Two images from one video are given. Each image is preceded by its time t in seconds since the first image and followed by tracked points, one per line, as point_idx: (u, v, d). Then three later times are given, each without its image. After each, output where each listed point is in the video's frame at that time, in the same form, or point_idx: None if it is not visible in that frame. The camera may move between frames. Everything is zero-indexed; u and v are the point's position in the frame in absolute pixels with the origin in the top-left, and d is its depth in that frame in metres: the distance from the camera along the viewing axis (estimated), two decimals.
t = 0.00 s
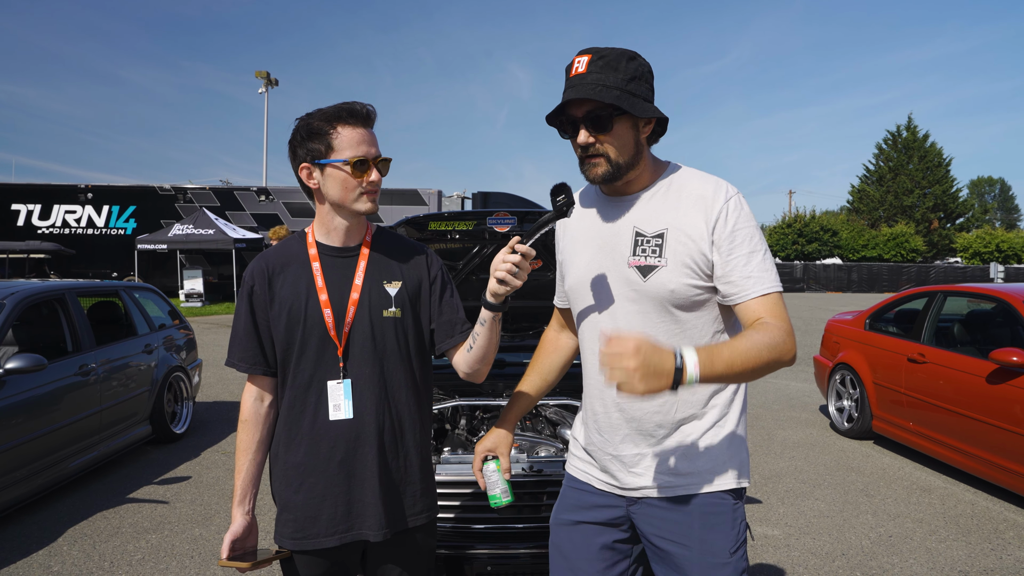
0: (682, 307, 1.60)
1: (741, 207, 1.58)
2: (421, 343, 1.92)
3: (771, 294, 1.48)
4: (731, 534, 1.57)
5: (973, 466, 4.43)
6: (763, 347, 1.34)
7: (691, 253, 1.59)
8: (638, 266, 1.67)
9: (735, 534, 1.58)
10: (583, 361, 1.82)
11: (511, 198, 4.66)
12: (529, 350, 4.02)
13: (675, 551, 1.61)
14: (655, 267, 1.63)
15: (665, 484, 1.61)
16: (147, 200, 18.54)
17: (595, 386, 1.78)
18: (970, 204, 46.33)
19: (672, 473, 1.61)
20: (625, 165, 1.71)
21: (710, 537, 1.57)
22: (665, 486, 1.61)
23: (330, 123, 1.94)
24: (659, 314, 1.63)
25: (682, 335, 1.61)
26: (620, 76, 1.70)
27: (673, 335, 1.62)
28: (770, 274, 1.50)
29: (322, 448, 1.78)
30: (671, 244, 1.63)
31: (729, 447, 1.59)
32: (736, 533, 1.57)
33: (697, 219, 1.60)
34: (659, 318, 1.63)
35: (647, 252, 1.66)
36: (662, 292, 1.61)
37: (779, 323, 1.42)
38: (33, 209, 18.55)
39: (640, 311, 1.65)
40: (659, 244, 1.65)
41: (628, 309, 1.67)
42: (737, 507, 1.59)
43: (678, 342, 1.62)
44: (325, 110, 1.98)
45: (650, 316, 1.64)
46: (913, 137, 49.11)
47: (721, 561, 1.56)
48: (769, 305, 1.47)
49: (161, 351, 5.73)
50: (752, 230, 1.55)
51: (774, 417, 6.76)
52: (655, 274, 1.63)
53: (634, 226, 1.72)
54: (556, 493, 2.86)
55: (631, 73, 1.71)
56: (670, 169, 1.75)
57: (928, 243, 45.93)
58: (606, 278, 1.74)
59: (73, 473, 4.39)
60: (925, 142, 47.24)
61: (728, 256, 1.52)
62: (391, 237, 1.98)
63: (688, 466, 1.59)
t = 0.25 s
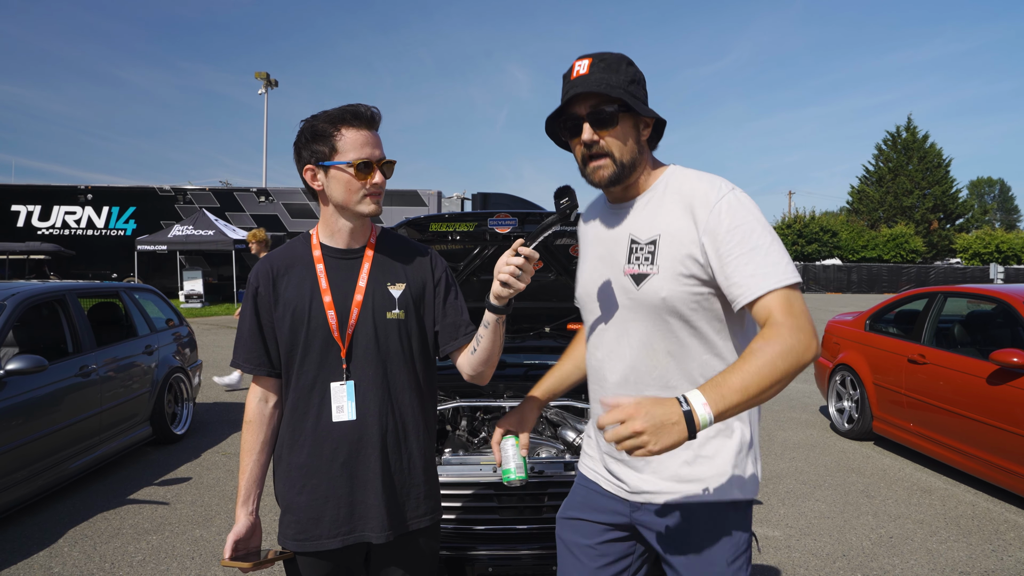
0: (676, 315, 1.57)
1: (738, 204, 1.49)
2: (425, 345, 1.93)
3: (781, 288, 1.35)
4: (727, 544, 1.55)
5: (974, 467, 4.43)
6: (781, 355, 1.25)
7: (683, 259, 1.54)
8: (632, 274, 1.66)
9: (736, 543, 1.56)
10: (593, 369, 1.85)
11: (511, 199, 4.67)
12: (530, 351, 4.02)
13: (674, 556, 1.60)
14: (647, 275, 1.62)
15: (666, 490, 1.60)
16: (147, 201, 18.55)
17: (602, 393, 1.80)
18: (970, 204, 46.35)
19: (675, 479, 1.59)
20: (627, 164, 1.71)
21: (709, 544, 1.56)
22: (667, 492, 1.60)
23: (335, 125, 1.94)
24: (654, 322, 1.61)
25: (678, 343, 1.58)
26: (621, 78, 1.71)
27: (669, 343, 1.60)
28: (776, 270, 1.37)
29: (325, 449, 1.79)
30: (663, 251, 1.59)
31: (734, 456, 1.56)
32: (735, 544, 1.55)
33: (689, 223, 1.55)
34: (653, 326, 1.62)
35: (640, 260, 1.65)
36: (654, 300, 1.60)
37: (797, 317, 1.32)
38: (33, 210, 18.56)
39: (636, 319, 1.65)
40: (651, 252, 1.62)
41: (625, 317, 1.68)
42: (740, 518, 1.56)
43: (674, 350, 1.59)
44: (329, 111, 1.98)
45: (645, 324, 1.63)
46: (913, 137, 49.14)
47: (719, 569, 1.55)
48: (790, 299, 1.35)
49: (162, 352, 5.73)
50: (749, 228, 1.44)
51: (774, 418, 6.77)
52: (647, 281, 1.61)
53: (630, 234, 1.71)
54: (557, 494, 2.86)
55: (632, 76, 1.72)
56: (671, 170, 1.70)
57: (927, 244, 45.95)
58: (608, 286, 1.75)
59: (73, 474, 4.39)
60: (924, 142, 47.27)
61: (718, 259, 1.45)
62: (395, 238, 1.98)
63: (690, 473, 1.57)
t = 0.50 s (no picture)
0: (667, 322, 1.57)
1: (725, 211, 1.47)
2: (429, 348, 1.93)
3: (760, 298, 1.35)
4: (724, 559, 1.53)
5: (974, 469, 4.43)
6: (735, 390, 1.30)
7: (673, 266, 1.54)
8: (629, 281, 1.67)
9: (734, 557, 1.53)
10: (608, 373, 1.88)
11: (511, 201, 4.67)
12: (531, 353, 4.02)
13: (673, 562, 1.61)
14: (641, 281, 1.63)
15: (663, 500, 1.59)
16: (146, 202, 18.56)
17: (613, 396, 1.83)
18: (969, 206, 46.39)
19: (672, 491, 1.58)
20: (628, 176, 1.73)
21: (704, 555, 1.54)
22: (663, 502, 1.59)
23: (340, 127, 1.95)
24: (648, 328, 1.62)
25: (670, 350, 1.58)
26: (620, 90, 1.69)
27: (662, 350, 1.60)
28: (756, 282, 1.36)
29: (328, 451, 1.79)
30: (655, 258, 1.59)
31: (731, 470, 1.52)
32: (729, 559, 1.52)
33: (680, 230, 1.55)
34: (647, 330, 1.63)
35: (636, 267, 1.66)
36: (646, 304, 1.61)
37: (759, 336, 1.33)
38: (33, 211, 18.56)
39: (634, 325, 1.67)
40: (645, 258, 1.63)
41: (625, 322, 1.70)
42: (736, 532, 1.53)
43: (667, 357, 1.59)
44: (335, 113, 1.98)
45: (641, 330, 1.64)
46: (912, 140, 49.19)
47: None
48: (762, 313, 1.34)
49: (162, 353, 5.73)
50: (732, 237, 1.43)
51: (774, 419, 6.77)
52: (641, 288, 1.63)
53: (629, 240, 1.72)
54: (558, 496, 2.86)
55: (631, 87, 1.70)
56: (674, 175, 1.69)
57: (927, 246, 45.97)
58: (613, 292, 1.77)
59: (73, 475, 4.39)
60: (923, 144, 47.32)
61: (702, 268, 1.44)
62: (400, 239, 1.99)
63: (685, 486, 1.55)
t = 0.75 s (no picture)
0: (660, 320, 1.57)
1: (718, 213, 1.45)
2: (431, 349, 1.93)
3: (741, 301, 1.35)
4: (724, 555, 1.53)
5: (973, 468, 4.44)
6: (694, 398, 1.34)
7: (665, 265, 1.54)
8: (627, 278, 1.68)
9: (734, 553, 1.53)
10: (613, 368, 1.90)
11: (511, 201, 4.67)
12: (531, 353, 4.03)
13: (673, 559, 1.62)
14: (637, 279, 1.64)
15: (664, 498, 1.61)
16: (146, 202, 18.54)
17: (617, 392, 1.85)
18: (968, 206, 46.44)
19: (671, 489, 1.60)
20: (632, 177, 1.72)
21: (702, 552, 1.55)
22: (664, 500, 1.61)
23: (343, 126, 1.95)
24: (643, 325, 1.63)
25: (662, 348, 1.59)
26: (629, 90, 1.67)
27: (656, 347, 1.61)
28: (738, 286, 1.36)
29: (330, 451, 1.79)
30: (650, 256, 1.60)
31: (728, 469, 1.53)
32: (729, 555, 1.53)
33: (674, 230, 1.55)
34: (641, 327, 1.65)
35: (634, 264, 1.67)
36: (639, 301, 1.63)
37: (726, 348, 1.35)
38: (32, 211, 18.54)
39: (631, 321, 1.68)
40: (642, 256, 1.64)
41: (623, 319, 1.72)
42: (736, 529, 1.53)
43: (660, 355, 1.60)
44: (337, 112, 1.98)
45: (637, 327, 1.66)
46: (911, 140, 49.24)
47: None
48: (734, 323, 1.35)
49: (162, 353, 5.73)
50: (721, 238, 1.42)
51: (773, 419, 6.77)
52: (636, 286, 1.64)
53: (631, 237, 1.72)
54: (559, 496, 2.86)
55: (640, 87, 1.67)
56: (680, 173, 1.68)
57: (926, 246, 46.01)
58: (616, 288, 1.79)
59: (73, 476, 4.38)
60: (922, 144, 47.37)
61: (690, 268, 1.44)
62: (403, 239, 1.99)
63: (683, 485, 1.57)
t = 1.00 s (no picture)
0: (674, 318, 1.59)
1: (741, 216, 1.48)
2: (431, 348, 1.93)
3: (749, 306, 1.35)
4: (721, 550, 1.54)
5: (970, 467, 4.45)
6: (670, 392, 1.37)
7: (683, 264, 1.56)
8: (641, 274, 1.70)
9: (730, 548, 1.54)
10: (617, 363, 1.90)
11: (509, 201, 4.67)
12: (530, 353, 4.03)
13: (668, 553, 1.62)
14: (653, 276, 1.65)
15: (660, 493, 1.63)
16: (143, 202, 18.51)
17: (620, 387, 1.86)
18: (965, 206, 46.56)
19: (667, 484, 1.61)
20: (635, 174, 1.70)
21: (699, 546, 1.56)
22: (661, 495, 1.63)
23: (342, 126, 1.95)
24: (655, 322, 1.65)
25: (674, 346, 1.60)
26: (642, 87, 1.63)
27: (666, 345, 1.63)
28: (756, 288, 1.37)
29: (329, 450, 1.79)
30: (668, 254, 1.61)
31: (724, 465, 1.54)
32: (725, 550, 1.54)
33: (693, 230, 1.56)
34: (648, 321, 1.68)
35: (649, 262, 1.68)
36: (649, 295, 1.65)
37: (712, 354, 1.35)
38: (28, 211, 18.49)
39: (642, 317, 1.70)
40: (658, 254, 1.65)
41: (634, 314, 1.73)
42: (733, 525, 1.54)
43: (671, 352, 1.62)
44: (336, 112, 1.98)
45: (649, 324, 1.67)
46: (908, 140, 49.35)
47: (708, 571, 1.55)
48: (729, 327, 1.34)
49: (160, 353, 5.72)
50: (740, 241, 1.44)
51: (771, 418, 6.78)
52: (652, 282, 1.65)
53: (647, 235, 1.73)
54: (558, 495, 2.86)
55: (655, 85, 1.62)
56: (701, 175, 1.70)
57: (923, 245, 46.13)
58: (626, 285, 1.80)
59: (71, 476, 4.38)
60: (919, 144, 47.47)
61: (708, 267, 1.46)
62: (403, 239, 1.99)
63: (680, 481, 1.58)
